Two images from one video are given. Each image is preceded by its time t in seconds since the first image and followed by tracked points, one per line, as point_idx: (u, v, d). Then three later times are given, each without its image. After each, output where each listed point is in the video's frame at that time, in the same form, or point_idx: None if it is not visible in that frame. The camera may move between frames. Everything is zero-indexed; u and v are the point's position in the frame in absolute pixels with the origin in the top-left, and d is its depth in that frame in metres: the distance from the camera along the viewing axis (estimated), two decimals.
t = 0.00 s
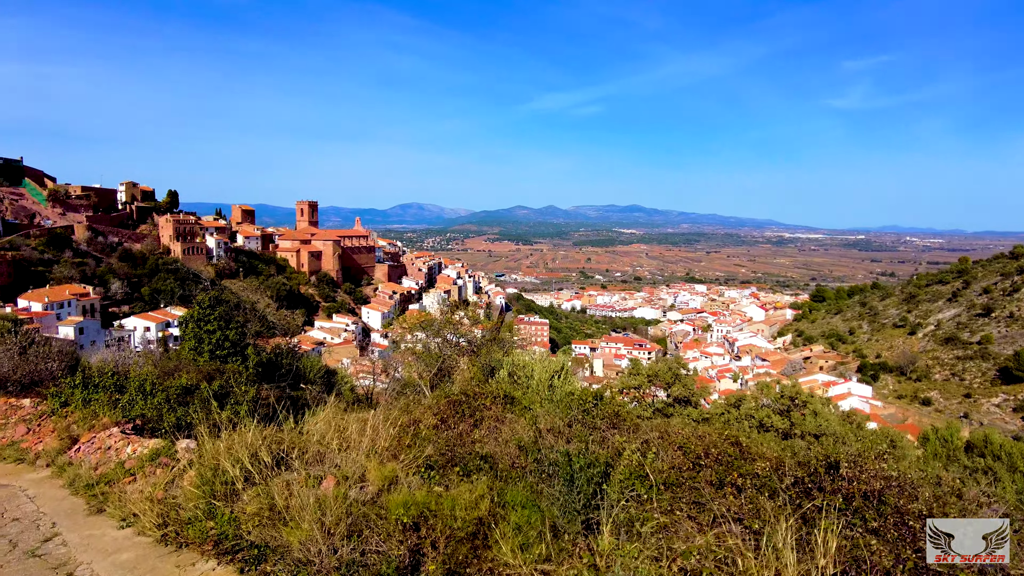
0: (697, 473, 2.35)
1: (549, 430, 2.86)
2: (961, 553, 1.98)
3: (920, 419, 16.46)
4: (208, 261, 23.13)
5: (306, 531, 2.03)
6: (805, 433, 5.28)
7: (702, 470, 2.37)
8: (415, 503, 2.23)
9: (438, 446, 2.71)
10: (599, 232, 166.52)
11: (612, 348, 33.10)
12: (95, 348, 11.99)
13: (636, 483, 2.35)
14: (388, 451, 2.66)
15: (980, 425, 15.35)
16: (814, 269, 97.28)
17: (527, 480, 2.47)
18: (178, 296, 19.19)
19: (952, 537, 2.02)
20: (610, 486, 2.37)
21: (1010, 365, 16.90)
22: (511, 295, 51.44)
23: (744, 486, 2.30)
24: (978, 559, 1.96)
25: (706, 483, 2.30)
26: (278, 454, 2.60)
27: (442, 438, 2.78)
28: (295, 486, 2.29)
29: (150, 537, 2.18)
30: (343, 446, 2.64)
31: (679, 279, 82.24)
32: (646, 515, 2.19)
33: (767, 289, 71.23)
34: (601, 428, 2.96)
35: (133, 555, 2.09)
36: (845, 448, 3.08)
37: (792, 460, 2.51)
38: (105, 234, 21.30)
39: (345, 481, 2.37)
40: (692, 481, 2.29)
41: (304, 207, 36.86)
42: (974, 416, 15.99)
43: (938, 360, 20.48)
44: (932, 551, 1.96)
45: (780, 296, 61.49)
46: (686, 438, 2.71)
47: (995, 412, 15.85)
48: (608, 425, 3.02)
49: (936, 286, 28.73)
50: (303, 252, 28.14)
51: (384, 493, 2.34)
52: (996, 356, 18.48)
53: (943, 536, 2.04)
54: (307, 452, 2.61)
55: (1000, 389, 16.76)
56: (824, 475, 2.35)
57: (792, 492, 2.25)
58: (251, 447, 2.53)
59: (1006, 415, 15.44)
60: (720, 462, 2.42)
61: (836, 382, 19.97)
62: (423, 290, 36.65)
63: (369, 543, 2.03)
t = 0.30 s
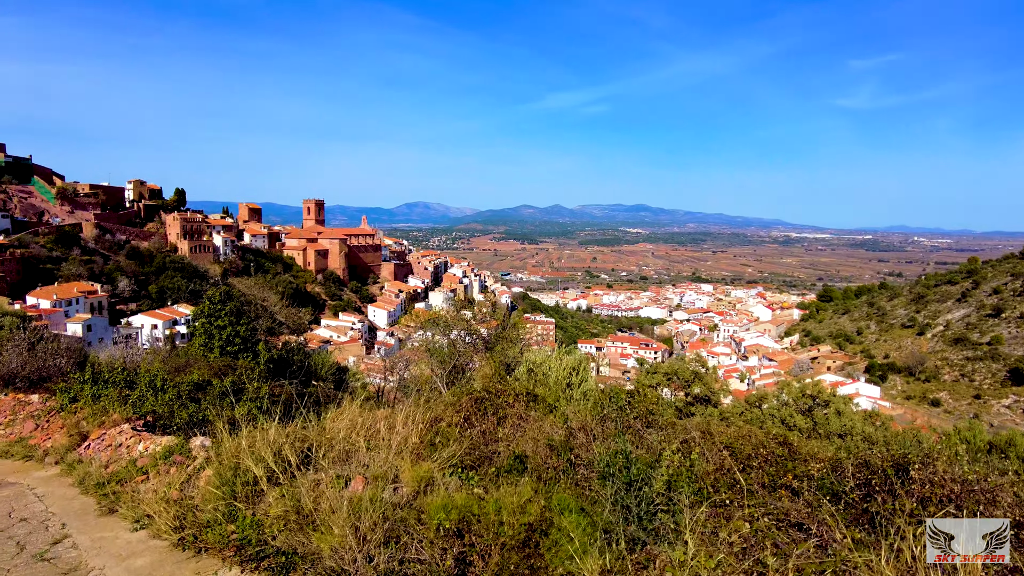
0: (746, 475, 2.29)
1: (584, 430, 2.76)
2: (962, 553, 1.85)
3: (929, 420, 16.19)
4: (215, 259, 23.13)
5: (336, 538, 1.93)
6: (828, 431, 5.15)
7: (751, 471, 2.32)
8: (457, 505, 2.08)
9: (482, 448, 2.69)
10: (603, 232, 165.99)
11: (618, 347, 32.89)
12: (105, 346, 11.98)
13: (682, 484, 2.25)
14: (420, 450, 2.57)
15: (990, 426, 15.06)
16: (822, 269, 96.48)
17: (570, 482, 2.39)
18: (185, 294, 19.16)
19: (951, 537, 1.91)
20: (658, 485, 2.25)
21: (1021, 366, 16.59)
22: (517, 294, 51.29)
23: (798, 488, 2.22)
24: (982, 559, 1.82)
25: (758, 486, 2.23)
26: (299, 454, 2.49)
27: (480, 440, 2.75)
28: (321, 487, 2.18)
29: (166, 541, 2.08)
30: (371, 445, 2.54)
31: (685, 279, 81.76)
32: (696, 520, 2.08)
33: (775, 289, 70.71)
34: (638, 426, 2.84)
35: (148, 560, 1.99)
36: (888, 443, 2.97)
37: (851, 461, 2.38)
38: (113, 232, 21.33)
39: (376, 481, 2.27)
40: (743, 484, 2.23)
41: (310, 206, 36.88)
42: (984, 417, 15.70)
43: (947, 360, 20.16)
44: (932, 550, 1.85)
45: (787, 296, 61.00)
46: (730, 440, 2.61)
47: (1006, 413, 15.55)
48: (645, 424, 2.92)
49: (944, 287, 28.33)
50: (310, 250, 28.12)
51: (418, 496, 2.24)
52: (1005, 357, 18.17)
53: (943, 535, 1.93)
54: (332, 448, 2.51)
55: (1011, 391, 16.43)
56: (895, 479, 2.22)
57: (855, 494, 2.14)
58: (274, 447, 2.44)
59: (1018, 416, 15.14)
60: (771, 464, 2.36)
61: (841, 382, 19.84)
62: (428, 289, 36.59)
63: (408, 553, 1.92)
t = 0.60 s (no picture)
0: (802, 483, 2.23)
1: (622, 432, 2.66)
2: (962, 552, 1.86)
3: (937, 421, 15.96)
4: (220, 257, 23.11)
5: (371, 553, 1.86)
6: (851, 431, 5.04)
7: (807, 476, 2.28)
8: (503, 516, 1.95)
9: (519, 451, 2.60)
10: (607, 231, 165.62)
11: (623, 346, 32.71)
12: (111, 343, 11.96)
13: (734, 490, 2.15)
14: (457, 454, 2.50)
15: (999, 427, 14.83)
16: (827, 268, 95.79)
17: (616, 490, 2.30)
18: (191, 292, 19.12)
19: (953, 536, 1.90)
20: (710, 489, 2.13)
21: None
22: (521, 293, 51.10)
23: (860, 496, 2.14)
24: (982, 560, 1.83)
25: (815, 493, 2.18)
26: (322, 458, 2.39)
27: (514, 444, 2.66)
28: (349, 495, 2.09)
29: (185, 553, 2.00)
30: (401, 448, 2.44)
31: (689, 278, 81.37)
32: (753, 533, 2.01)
33: (779, 288, 70.25)
34: (675, 429, 2.73)
35: (167, 571, 1.91)
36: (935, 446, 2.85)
37: (915, 467, 2.26)
38: (119, 230, 21.33)
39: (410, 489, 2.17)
40: (801, 492, 2.18)
41: (315, 204, 36.81)
42: (993, 418, 15.47)
43: (954, 361, 19.89)
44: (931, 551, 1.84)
45: (792, 295, 60.60)
46: (779, 446, 2.53)
47: (1014, 414, 15.30)
48: (683, 426, 2.81)
49: (951, 286, 28.00)
50: (315, 248, 28.08)
51: (459, 505, 2.13)
52: (1014, 357, 17.88)
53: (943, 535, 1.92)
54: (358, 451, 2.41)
55: (1020, 391, 16.14)
56: (976, 489, 2.05)
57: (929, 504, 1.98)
58: (299, 449, 2.34)
59: None
60: (826, 469, 2.31)
61: (847, 382, 19.61)
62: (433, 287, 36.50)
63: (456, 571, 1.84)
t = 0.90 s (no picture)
0: (871, 488, 2.12)
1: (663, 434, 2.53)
2: (962, 553, 1.88)
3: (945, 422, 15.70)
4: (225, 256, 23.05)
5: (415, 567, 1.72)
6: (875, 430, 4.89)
7: (873, 482, 2.17)
8: (561, 531, 1.89)
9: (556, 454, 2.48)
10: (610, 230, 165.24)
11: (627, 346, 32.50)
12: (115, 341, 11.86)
13: (793, 499, 2.03)
14: (502, 457, 2.37)
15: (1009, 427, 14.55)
16: (831, 267, 95.17)
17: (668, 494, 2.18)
18: (196, 291, 19.01)
19: (953, 537, 1.92)
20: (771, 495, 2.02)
21: None
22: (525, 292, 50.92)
23: (936, 506, 2.05)
24: (982, 560, 1.86)
25: (886, 502, 2.07)
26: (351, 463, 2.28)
27: (550, 447, 2.56)
28: (381, 504, 1.98)
29: (201, 566, 1.87)
30: (435, 452, 2.31)
31: (693, 277, 80.96)
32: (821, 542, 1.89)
33: (784, 287, 69.80)
34: (718, 431, 2.61)
35: None
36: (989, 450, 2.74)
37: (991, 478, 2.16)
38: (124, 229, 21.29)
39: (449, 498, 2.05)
40: (871, 500, 2.06)
41: (319, 203, 36.73)
42: (1001, 418, 15.16)
43: (961, 360, 19.59)
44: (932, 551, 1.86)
45: (797, 295, 60.20)
46: (830, 449, 2.43)
47: None
48: (728, 430, 2.68)
49: (957, 286, 27.67)
50: (319, 247, 28.02)
51: (508, 518, 2.01)
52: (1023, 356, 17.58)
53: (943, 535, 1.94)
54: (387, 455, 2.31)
55: None
56: None
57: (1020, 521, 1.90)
58: (326, 452, 2.22)
59: None
60: (894, 475, 2.19)
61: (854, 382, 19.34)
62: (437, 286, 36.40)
63: None
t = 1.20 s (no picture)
0: (952, 504, 1.96)
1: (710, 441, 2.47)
2: (962, 553, 1.80)
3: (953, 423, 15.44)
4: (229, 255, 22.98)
5: None
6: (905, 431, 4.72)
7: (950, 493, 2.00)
8: (640, 555, 1.83)
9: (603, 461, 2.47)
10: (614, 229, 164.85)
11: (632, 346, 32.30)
12: (121, 341, 11.79)
13: (854, 516, 1.98)
14: (557, 469, 2.36)
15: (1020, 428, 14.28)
16: (836, 267, 94.57)
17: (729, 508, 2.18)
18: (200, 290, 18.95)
19: (954, 537, 1.84)
20: (839, 517, 1.98)
21: None
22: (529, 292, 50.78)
23: None
24: (983, 561, 1.78)
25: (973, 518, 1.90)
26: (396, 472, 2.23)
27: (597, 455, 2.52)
28: (431, 519, 1.94)
29: None
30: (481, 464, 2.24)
31: (697, 277, 80.58)
32: (891, 561, 1.82)
33: (789, 287, 69.37)
34: (770, 435, 2.56)
35: None
36: None
37: None
38: (129, 228, 21.27)
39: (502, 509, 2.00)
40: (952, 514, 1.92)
41: (324, 203, 36.69)
42: (1010, 419, 14.84)
43: (968, 361, 19.30)
44: (932, 553, 1.81)
45: (802, 294, 59.83)
46: (891, 450, 2.32)
47: None
48: (783, 436, 2.60)
49: (963, 286, 27.36)
50: (324, 246, 27.95)
51: (574, 538, 1.95)
52: None
53: (943, 536, 1.85)
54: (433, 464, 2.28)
55: None
56: None
57: None
58: (368, 459, 2.17)
59: None
60: (969, 488, 2.01)
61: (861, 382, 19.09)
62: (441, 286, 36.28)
63: None
